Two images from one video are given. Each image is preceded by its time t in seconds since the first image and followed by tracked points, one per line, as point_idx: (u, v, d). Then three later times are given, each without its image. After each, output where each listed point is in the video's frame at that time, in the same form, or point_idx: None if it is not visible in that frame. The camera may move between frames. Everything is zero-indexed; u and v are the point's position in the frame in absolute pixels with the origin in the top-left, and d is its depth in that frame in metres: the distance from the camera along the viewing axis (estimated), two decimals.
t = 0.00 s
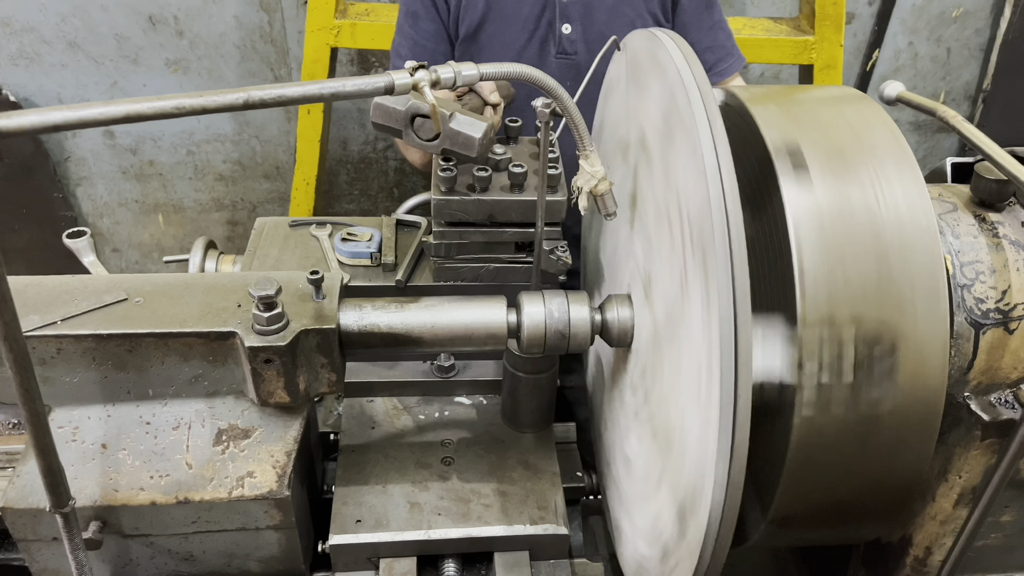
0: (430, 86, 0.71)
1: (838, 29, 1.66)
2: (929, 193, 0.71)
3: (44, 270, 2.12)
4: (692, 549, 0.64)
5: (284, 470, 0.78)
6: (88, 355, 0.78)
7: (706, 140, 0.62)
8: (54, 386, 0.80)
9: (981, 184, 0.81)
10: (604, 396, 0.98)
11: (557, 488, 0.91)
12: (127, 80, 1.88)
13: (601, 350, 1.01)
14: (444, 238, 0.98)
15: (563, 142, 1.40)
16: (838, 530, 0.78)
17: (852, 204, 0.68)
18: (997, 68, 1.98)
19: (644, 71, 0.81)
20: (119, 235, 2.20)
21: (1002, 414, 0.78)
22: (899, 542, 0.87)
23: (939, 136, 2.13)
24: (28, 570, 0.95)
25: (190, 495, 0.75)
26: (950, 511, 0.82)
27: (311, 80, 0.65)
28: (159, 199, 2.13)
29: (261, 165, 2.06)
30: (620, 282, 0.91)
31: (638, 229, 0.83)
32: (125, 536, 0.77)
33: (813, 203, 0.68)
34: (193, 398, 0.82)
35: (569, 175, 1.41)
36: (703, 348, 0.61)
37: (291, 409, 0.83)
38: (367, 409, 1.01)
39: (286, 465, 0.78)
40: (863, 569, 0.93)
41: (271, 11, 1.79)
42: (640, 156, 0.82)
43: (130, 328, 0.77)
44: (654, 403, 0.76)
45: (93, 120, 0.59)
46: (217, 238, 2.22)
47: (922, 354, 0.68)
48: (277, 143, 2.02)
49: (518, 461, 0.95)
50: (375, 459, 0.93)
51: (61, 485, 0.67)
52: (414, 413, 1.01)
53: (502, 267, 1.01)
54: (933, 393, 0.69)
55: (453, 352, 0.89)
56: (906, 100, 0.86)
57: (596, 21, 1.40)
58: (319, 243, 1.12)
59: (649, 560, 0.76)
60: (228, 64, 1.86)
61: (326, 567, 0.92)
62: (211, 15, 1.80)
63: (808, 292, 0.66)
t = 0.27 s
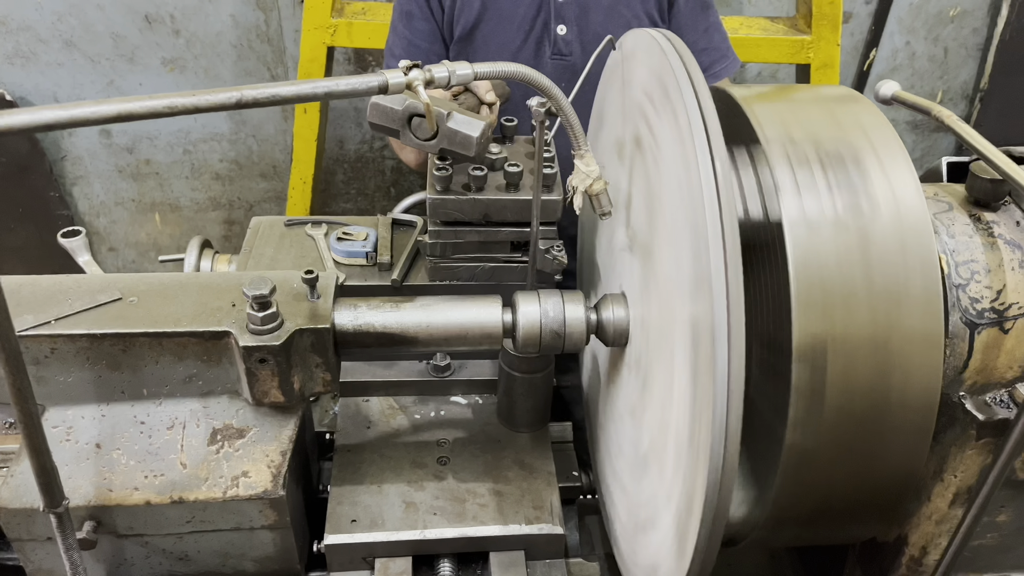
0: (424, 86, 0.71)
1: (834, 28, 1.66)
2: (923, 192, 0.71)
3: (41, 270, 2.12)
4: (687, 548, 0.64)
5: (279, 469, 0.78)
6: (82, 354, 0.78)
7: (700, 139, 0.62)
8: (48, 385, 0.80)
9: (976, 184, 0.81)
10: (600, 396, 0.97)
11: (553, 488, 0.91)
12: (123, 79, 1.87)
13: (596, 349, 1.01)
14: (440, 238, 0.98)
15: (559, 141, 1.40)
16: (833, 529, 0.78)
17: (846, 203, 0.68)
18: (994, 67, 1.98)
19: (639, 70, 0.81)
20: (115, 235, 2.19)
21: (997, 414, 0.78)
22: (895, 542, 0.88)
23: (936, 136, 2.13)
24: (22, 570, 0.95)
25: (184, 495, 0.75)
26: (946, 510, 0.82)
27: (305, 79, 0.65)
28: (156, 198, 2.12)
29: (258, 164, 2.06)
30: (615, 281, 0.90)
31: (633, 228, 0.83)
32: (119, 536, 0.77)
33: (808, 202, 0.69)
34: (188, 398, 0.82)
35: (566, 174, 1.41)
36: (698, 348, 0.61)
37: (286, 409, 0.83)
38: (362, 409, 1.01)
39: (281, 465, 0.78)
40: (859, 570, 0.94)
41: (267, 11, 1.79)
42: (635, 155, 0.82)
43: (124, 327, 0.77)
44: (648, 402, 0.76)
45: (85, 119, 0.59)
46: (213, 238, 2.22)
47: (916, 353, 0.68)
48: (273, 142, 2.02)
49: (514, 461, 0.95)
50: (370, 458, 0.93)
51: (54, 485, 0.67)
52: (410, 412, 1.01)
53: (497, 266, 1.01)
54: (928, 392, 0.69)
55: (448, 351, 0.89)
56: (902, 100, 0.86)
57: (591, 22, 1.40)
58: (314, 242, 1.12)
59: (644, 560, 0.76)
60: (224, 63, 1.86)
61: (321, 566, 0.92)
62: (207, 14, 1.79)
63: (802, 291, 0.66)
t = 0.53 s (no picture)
0: (421, 84, 0.71)
1: (832, 27, 1.67)
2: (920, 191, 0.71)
3: (39, 269, 2.12)
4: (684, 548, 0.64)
5: (276, 468, 0.78)
6: (78, 353, 0.78)
7: (697, 138, 0.62)
8: (45, 384, 0.79)
9: (973, 183, 0.81)
10: (598, 395, 0.98)
11: (550, 487, 0.91)
12: (121, 78, 1.87)
13: (594, 348, 1.01)
14: (437, 236, 0.98)
15: (557, 140, 1.40)
16: (830, 528, 0.78)
17: (844, 202, 0.68)
18: (992, 66, 1.98)
19: (636, 69, 0.81)
20: (113, 234, 2.19)
21: (994, 412, 0.78)
22: (892, 540, 0.88)
23: (934, 135, 2.14)
24: (19, 569, 0.95)
25: (181, 494, 0.75)
26: (943, 509, 0.82)
27: (302, 77, 0.65)
28: (153, 197, 2.12)
29: (256, 163, 2.06)
30: (612, 280, 0.90)
31: (630, 227, 0.83)
32: (116, 535, 0.77)
33: (805, 201, 0.69)
34: (185, 397, 0.82)
35: (563, 174, 1.41)
36: (695, 348, 0.61)
37: (283, 408, 0.83)
38: (360, 408, 1.01)
39: (278, 463, 0.78)
40: (857, 569, 0.94)
41: (265, 10, 1.78)
42: (632, 154, 0.82)
43: (121, 326, 0.77)
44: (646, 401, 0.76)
45: (81, 117, 0.59)
46: (211, 237, 2.21)
47: (914, 353, 0.68)
48: (271, 141, 2.01)
49: (512, 460, 0.95)
50: (368, 457, 0.93)
51: (50, 484, 0.66)
52: (408, 411, 1.01)
53: (495, 265, 1.01)
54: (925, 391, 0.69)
55: (446, 350, 0.89)
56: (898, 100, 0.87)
57: (588, 21, 1.40)
58: (312, 241, 1.12)
59: (642, 559, 0.76)
60: (222, 62, 1.86)
61: (319, 565, 0.92)
62: (205, 13, 1.79)
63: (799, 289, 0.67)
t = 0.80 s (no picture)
0: (422, 83, 0.71)
1: (832, 26, 1.66)
2: (920, 190, 0.71)
3: (38, 268, 2.12)
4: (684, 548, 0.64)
5: (277, 467, 0.78)
6: (80, 353, 0.78)
7: (698, 138, 0.62)
8: (46, 384, 0.79)
9: (974, 182, 0.81)
10: (598, 394, 0.98)
11: (551, 486, 0.91)
12: (120, 77, 1.87)
13: (595, 347, 1.01)
14: (438, 236, 0.98)
15: (558, 140, 1.40)
16: (831, 527, 0.78)
17: (844, 202, 0.69)
18: (992, 66, 1.98)
19: (637, 68, 0.81)
20: (112, 233, 2.19)
21: (994, 411, 0.78)
22: (892, 539, 0.88)
23: (934, 134, 2.14)
24: (20, 568, 0.95)
25: (183, 493, 0.75)
26: (943, 508, 0.82)
27: (303, 76, 0.65)
28: (153, 197, 2.12)
29: (256, 163, 2.06)
30: (613, 280, 0.90)
31: (631, 226, 0.83)
32: (117, 534, 0.77)
33: (805, 201, 0.69)
34: (186, 396, 0.82)
35: (564, 173, 1.41)
36: (696, 348, 0.61)
37: (284, 407, 0.83)
38: (360, 407, 1.01)
39: (279, 463, 0.78)
40: (857, 568, 0.94)
41: (265, 9, 1.78)
42: (633, 153, 0.82)
43: (122, 325, 0.77)
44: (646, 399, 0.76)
45: (82, 117, 0.59)
46: (211, 236, 2.21)
47: (913, 352, 0.68)
48: (271, 140, 2.01)
49: (512, 459, 0.95)
50: (368, 456, 0.93)
51: (52, 484, 0.67)
52: (408, 411, 1.01)
53: (496, 264, 1.01)
54: (925, 390, 0.69)
55: (446, 349, 0.89)
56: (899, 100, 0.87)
57: (590, 21, 1.40)
58: (312, 240, 1.12)
59: (643, 557, 0.77)
60: (222, 62, 1.85)
61: (320, 564, 0.92)
62: (204, 13, 1.79)
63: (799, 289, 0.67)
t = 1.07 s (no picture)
0: (423, 83, 0.71)
1: (832, 27, 1.66)
2: (922, 190, 0.71)
3: (37, 269, 2.11)
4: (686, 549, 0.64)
5: (277, 468, 0.77)
6: (79, 353, 0.77)
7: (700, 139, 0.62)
8: (46, 384, 0.79)
9: (975, 182, 0.81)
10: (599, 394, 0.97)
11: (552, 486, 0.91)
12: (120, 77, 1.87)
13: (596, 347, 1.00)
14: (438, 236, 0.98)
15: (558, 140, 1.39)
16: (833, 527, 0.78)
17: (846, 201, 0.68)
18: (992, 66, 1.98)
19: (638, 67, 0.81)
20: (112, 234, 2.19)
21: (996, 411, 0.78)
22: (894, 539, 0.88)
23: (934, 134, 2.14)
24: (20, 569, 0.95)
25: (183, 493, 0.75)
26: (945, 508, 0.82)
27: (304, 76, 0.65)
28: (152, 197, 2.12)
29: (256, 163, 2.06)
30: (614, 280, 0.90)
31: (632, 226, 0.83)
32: (117, 534, 0.77)
33: (807, 200, 0.68)
34: (186, 396, 0.82)
35: (564, 173, 1.41)
36: (698, 348, 0.61)
37: (284, 407, 0.83)
38: (360, 407, 1.01)
39: (280, 463, 0.78)
40: (858, 568, 0.94)
41: (265, 9, 1.78)
42: (634, 153, 0.82)
43: (122, 325, 0.76)
44: (647, 399, 0.76)
45: (83, 116, 0.59)
46: (210, 236, 2.21)
47: (915, 352, 0.68)
48: (271, 141, 2.01)
49: (513, 459, 0.95)
50: (369, 457, 0.93)
51: (52, 484, 0.66)
52: (409, 411, 1.01)
53: (496, 264, 1.01)
54: (927, 389, 0.69)
55: (447, 349, 0.88)
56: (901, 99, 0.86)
57: (588, 22, 1.40)
58: (313, 240, 1.12)
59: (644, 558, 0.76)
60: (222, 62, 1.85)
61: (320, 565, 0.92)
62: (204, 12, 1.79)
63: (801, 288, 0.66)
